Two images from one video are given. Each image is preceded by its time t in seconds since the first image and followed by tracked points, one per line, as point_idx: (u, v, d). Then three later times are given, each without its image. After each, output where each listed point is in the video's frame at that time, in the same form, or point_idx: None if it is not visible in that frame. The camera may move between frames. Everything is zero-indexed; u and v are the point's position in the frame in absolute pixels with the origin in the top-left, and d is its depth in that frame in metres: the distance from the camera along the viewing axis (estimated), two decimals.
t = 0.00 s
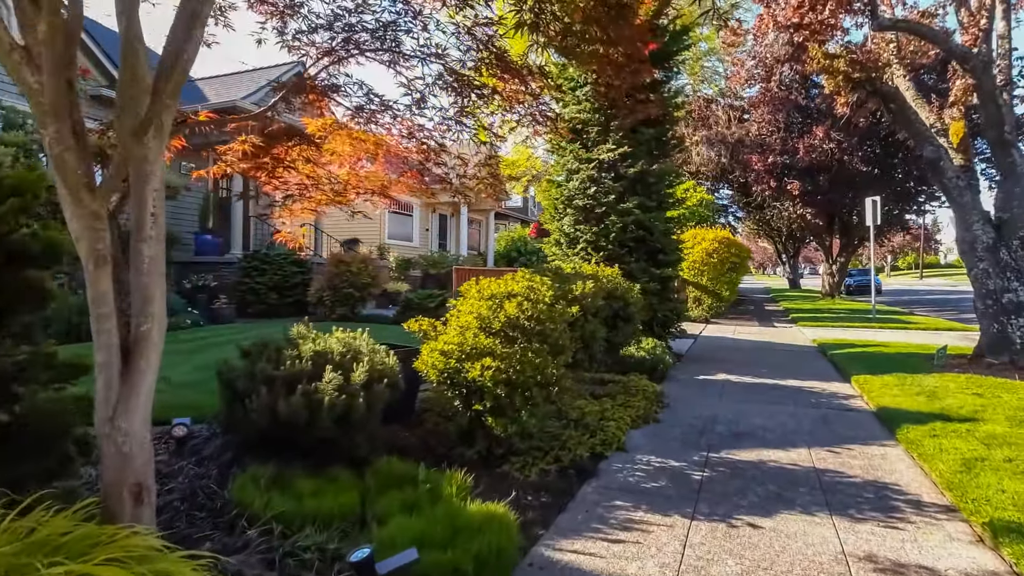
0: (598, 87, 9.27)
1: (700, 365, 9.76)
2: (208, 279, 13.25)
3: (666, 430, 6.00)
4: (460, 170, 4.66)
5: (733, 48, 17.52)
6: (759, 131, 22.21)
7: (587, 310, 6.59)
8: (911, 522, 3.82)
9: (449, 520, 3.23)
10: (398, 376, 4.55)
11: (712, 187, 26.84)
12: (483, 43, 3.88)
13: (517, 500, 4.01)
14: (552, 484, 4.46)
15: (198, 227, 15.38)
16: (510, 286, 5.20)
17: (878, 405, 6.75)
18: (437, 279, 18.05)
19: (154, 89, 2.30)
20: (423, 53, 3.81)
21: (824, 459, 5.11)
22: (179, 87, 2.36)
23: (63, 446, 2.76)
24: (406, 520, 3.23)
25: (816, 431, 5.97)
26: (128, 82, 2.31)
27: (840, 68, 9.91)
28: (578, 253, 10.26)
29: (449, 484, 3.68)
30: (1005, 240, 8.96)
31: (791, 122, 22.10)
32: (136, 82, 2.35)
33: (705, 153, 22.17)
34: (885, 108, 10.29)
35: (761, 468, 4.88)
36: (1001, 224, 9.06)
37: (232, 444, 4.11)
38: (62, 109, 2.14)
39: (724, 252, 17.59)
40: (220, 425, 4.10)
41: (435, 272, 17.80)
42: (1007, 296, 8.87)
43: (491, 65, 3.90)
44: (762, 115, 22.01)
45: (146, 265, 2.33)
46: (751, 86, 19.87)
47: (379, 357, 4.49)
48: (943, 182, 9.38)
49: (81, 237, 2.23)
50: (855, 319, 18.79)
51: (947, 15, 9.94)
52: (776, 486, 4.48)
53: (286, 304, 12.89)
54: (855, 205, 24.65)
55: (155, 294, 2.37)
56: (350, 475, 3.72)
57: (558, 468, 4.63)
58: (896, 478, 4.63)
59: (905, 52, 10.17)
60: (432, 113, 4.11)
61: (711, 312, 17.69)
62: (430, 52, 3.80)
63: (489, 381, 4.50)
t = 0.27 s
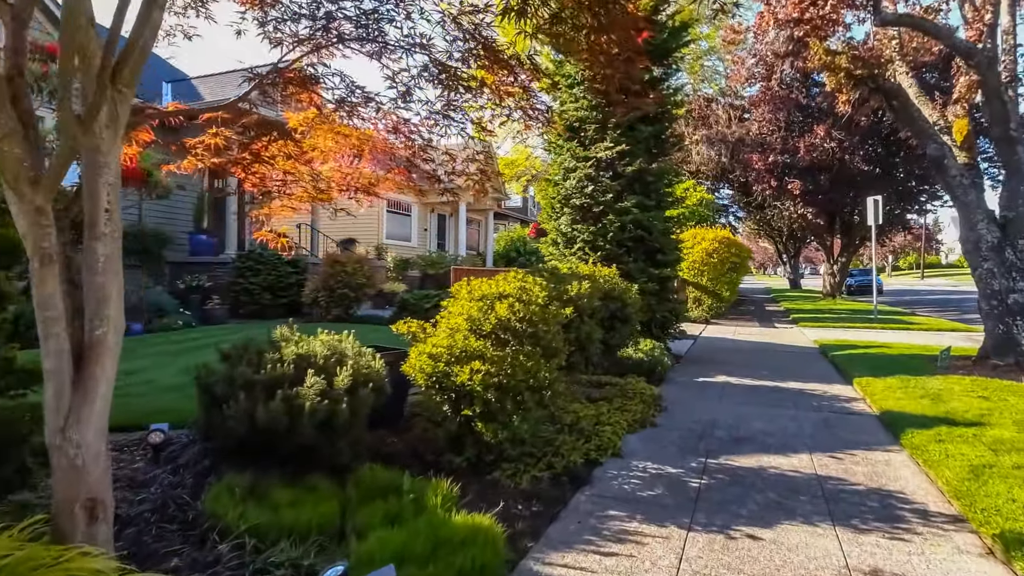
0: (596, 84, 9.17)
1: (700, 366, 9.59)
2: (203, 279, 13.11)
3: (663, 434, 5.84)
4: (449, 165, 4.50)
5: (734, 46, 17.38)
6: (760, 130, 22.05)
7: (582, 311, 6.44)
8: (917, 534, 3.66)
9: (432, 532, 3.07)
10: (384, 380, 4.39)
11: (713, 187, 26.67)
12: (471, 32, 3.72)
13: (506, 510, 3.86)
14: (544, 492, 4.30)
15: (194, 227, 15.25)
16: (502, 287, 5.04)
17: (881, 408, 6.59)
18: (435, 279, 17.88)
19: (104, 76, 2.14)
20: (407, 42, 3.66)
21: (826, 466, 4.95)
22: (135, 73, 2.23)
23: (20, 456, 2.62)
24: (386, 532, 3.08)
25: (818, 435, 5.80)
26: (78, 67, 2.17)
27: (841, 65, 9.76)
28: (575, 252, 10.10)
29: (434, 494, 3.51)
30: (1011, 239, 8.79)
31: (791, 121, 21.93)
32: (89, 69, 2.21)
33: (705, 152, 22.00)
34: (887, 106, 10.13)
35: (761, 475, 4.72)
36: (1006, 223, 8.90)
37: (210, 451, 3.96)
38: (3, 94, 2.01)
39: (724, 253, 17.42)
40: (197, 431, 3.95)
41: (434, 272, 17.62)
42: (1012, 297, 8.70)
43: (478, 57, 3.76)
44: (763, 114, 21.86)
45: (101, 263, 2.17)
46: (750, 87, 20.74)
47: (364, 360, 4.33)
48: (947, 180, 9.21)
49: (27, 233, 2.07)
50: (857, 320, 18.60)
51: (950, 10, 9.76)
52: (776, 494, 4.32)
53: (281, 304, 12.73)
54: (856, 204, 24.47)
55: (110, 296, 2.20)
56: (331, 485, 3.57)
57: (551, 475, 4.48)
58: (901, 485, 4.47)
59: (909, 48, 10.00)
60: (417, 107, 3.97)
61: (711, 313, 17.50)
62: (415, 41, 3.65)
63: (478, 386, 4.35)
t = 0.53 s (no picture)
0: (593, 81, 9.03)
1: (700, 368, 9.41)
2: (196, 279, 12.94)
3: (661, 439, 5.67)
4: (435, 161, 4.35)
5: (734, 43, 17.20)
6: (760, 129, 21.90)
7: (578, 312, 6.28)
8: (925, 546, 3.49)
9: (411, 547, 2.91)
10: (369, 384, 4.22)
11: (713, 186, 26.47)
12: (459, 20, 3.58)
13: (495, 521, 3.69)
14: (536, 502, 4.13)
15: (188, 227, 15.09)
16: (493, 287, 4.87)
17: (885, 412, 6.41)
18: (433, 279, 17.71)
19: (42, 58, 2.13)
20: (392, 29, 3.52)
21: (830, 473, 4.78)
22: (83, 59, 2.23)
23: None
24: (364, 545, 2.92)
25: (820, 440, 5.63)
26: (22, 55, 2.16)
27: (841, 61, 9.62)
28: (572, 252, 9.92)
29: (417, 505, 3.36)
30: (1016, 238, 8.62)
31: (792, 119, 21.73)
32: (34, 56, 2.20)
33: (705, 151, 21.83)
34: (890, 102, 9.95)
35: (761, 482, 4.55)
36: (1011, 222, 8.74)
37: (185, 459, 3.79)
38: None
39: (725, 253, 17.22)
40: (173, 438, 3.77)
41: (432, 272, 17.44)
42: (1018, 297, 8.54)
43: (465, 46, 3.61)
44: (763, 112, 21.67)
45: (44, 263, 2.11)
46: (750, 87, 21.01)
47: (348, 364, 4.16)
48: (951, 178, 9.02)
49: None
50: (859, 320, 18.39)
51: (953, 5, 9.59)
52: (778, 503, 4.15)
53: (275, 305, 12.57)
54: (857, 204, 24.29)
55: (56, 296, 2.14)
56: (311, 495, 3.41)
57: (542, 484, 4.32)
58: (908, 494, 4.30)
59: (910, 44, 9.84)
60: (402, 99, 3.82)
61: (712, 314, 17.31)
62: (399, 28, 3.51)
63: (467, 390, 4.19)
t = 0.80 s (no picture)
0: (591, 78, 8.89)
1: (699, 370, 9.25)
2: (190, 279, 12.79)
3: (658, 444, 5.50)
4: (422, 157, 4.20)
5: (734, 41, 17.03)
6: (761, 128, 21.73)
7: (573, 313, 6.12)
8: (934, 561, 3.32)
9: (390, 563, 2.77)
10: (353, 389, 4.06)
11: (714, 185, 26.29)
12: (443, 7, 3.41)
13: (482, 533, 3.53)
14: (527, 512, 3.96)
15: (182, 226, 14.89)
16: (482, 287, 4.70)
17: (889, 415, 6.25)
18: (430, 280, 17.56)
19: None
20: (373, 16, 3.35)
21: (833, 480, 4.61)
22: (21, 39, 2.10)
23: None
24: (340, 562, 2.77)
25: (822, 445, 5.46)
26: None
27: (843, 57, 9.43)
28: (570, 251, 9.75)
29: (398, 517, 3.20)
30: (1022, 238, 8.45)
31: (793, 118, 21.54)
32: None
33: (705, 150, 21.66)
34: (893, 99, 9.77)
35: (762, 490, 4.38)
36: (1017, 221, 8.56)
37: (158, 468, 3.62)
38: None
39: (725, 253, 17.03)
40: (145, 446, 3.61)
41: (430, 272, 17.29)
42: None
43: (450, 35, 3.45)
44: (764, 111, 21.50)
45: None
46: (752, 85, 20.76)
47: (330, 368, 4.00)
48: (955, 176, 8.83)
49: None
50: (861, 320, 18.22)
51: None
52: (779, 513, 3.98)
53: (269, 305, 12.41)
54: (858, 203, 24.10)
55: None
56: (288, 506, 3.25)
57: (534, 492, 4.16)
58: (914, 503, 4.13)
59: (913, 40, 9.66)
60: (386, 91, 3.65)
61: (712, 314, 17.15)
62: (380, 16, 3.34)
63: (454, 396, 4.02)
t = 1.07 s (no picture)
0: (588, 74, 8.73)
1: (698, 371, 9.08)
2: (184, 279, 12.64)
3: (655, 449, 5.33)
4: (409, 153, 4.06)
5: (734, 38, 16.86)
6: (761, 127, 21.57)
7: (567, 314, 5.97)
8: None
9: None
10: (336, 394, 3.89)
11: (714, 185, 26.11)
12: None
13: (468, 547, 3.38)
14: (517, 522, 3.80)
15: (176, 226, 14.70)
16: (471, 287, 4.53)
17: (892, 419, 6.09)
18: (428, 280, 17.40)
19: None
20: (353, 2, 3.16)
21: (836, 488, 4.43)
22: None
23: None
24: None
25: (824, 450, 5.29)
26: None
27: (845, 53, 9.26)
28: (566, 251, 9.59)
29: (379, 531, 3.05)
30: None
31: (794, 117, 21.36)
32: None
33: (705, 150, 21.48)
34: (896, 96, 9.54)
35: (762, 499, 4.21)
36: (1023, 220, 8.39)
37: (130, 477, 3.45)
38: None
39: (725, 252, 16.86)
40: (116, 455, 3.44)
41: (427, 272, 17.13)
42: None
43: (434, 23, 3.29)
44: (764, 110, 21.32)
45: None
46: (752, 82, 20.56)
47: (312, 372, 3.83)
48: (959, 174, 8.65)
49: None
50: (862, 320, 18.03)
51: None
52: (780, 524, 3.82)
53: (263, 305, 12.25)
54: (859, 202, 23.93)
55: None
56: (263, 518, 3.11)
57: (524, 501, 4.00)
58: (921, 513, 3.97)
59: (917, 36, 9.48)
60: (369, 83, 3.48)
61: (712, 314, 16.99)
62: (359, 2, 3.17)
63: (441, 401, 3.85)
